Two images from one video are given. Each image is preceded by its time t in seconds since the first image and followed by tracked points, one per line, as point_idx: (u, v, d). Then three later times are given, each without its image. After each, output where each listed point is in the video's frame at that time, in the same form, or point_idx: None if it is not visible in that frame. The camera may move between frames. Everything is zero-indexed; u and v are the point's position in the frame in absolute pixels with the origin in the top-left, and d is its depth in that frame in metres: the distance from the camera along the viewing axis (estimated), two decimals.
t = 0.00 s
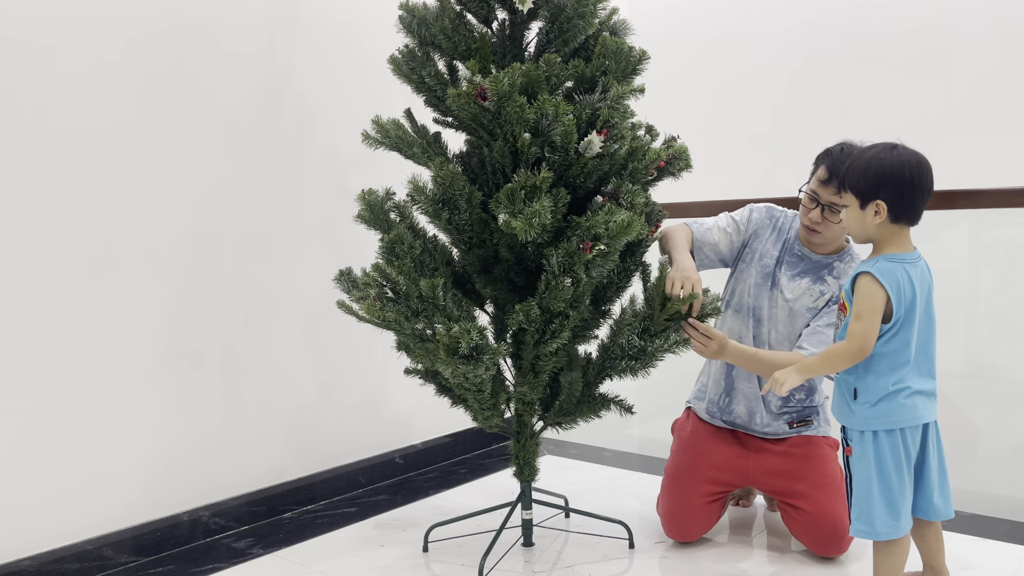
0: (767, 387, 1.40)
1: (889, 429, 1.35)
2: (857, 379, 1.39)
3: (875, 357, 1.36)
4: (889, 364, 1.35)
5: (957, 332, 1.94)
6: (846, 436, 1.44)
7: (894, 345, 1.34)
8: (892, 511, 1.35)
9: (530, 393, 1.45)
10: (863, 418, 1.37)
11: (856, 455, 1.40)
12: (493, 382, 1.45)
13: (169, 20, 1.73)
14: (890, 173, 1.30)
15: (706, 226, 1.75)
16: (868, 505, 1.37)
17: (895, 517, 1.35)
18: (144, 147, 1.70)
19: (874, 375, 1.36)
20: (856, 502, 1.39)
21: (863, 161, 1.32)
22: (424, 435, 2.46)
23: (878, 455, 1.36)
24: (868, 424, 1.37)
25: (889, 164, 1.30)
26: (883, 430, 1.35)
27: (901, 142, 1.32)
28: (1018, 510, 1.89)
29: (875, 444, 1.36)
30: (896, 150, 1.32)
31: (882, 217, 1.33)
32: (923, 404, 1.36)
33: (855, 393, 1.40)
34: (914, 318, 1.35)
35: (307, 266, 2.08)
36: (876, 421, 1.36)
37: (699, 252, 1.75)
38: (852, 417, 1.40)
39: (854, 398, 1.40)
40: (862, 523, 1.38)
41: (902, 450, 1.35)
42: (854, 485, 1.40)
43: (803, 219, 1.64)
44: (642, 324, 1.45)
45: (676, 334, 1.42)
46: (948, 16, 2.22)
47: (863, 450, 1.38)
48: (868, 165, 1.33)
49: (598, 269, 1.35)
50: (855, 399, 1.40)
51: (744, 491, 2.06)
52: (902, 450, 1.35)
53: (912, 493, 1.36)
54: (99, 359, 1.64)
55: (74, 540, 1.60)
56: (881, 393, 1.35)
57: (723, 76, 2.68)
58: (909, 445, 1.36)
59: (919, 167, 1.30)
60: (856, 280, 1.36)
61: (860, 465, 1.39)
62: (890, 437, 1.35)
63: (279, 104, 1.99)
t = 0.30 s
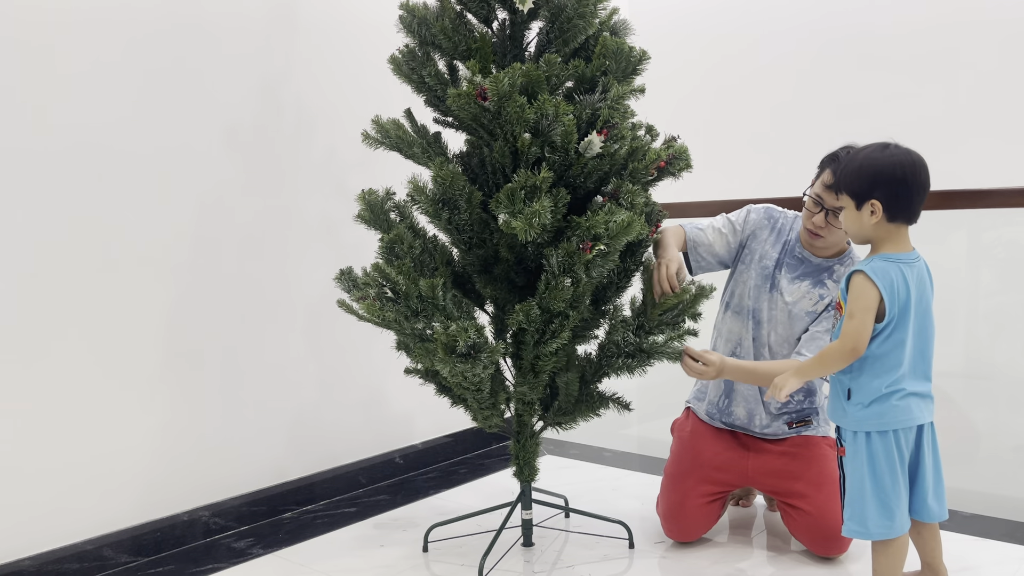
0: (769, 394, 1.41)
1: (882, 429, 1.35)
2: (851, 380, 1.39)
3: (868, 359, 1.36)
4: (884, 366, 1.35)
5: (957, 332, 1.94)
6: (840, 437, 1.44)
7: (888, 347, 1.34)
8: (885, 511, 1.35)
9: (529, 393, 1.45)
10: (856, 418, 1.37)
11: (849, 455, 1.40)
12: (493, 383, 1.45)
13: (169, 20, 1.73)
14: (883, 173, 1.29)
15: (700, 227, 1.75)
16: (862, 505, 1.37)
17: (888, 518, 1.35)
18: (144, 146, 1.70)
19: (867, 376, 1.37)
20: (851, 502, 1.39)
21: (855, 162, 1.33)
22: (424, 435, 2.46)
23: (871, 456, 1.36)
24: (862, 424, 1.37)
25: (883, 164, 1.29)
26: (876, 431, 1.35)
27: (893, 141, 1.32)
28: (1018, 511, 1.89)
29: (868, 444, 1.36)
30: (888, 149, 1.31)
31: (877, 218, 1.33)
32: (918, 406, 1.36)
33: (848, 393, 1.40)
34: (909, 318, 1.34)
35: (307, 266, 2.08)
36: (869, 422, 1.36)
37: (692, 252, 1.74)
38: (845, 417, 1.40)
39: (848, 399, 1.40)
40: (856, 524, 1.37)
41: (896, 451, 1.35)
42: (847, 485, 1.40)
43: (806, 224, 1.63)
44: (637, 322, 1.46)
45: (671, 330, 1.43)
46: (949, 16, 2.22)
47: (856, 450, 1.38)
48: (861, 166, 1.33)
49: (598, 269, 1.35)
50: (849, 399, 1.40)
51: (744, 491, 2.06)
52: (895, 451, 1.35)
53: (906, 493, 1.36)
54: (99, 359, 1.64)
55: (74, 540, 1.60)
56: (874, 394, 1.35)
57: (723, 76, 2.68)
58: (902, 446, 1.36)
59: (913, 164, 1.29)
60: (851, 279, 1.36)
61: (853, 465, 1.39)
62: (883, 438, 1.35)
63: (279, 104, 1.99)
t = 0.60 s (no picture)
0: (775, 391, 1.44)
1: (880, 430, 1.35)
2: (852, 380, 1.39)
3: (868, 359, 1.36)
4: (883, 367, 1.35)
5: (957, 332, 1.94)
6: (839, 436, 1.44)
7: (889, 347, 1.34)
8: (882, 512, 1.35)
9: (529, 393, 1.45)
10: (855, 418, 1.38)
11: (848, 455, 1.40)
12: (493, 382, 1.46)
13: (168, 20, 1.73)
14: (863, 179, 1.31)
15: (695, 228, 1.76)
16: (859, 505, 1.37)
17: (885, 518, 1.35)
18: (144, 146, 1.70)
19: (867, 376, 1.37)
20: (848, 502, 1.39)
21: (839, 173, 1.35)
22: (424, 436, 2.46)
23: (869, 456, 1.36)
24: (860, 424, 1.37)
25: (862, 170, 1.31)
26: (874, 431, 1.35)
27: (870, 146, 1.33)
28: (1018, 510, 1.89)
29: (866, 444, 1.37)
30: (867, 153, 1.32)
31: (873, 221, 1.33)
32: (917, 407, 1.35)
33: (849, 393, 1.40)
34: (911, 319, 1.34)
35: (307, 266, 2.08)
36: (868, 422, 1.36)
37: (688, 254, 1.75)
38: (844, 417, 1.41)
39: (848, 398, 1.40)
40: (853, 523, 1.38)
41: (894, 452, 1.35)
42: (845, 484, 1.41)
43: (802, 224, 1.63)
44: (636, 321, 1.46)
45: (671, 330, 1.42)
46: (948, 16, 2.22)
47: (854, 450, 1.38)
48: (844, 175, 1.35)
49: (598, 268, 1.35)
50: (849, 399, 1.40)
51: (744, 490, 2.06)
52: (894, 451, 1.35)
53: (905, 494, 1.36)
54: (99, 359, 1.64)
55: (74, 540, 1.60)
56: (874, 394, 1.35)
57: (722, 76, 2.68)
58: (901, 447, 1.36)
59: (893, 164, 1.30)
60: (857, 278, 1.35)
61: (851, 465, 1.39)
62: (881, 439, 1.35)
63: (279, 104, 1.99)
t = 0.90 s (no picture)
0: (782, 397, 1.43)
1: (880, 429, 1.35)
2: (852, 380, 1.39)
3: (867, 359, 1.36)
4: (882, 366, 1.35)
5: (958, 332, 1.94)
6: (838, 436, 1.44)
7: (888, 347, 1.34)
8: (882, 512, 1.35)
9: (529, 393, 1.45)
10: (855, 418, 1.38)
11: (847, 455, 1.40)
12: (493, 383, 1.45)
13: (169, 19, 1.73)
14: (858, 179, 1.31)
15: (691, 232, 1.78)
16: (859, 504, 1.37)
17: (885, 518, 1.35)
18: (144, 146, 1.70)
19: (868, 375, 1.37)
20: (848, 501, 1.39)
21: (835, 174, 1.35)
22: (424, 436, 2.46)
23: (869, 456, 1.36)
24: (860, 424, 1.37)
25: (856, 171, 1.31)
26: (874, 431, 1.35)
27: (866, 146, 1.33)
28: (1018, 511, 1.89)
29: (866, 444, 1.37)
30: (863, 153, 1.32)
31: (869, 222, 1.33)
32: (916, 407, 1.35)
33: (849, 393, 1.40)
34: (910, 318, 1.34)
35: (308, 266, 2.08)
36: (867, 422, 1.36)
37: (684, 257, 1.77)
38: (844, 416, 1.41)
39: (848, 398, 1.40)
40: (853, 523, 1.38)
41: (894, 452, 1.35)
42: (845, 484, 1.40)
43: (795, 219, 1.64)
44: (641, 328, 1.44)
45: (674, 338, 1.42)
46: (948, 16, 2.22)
47: (854, 450, 1.38)
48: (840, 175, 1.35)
49: (598, 269, 1.35)
50: (849, 399, 1.40)
51: (745, 491, 2.06)
52: (894, 451, 1.35)
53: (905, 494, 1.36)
54: (99, 359, 1.64)
55: (74, 540, 1.60)
56: (874, 394, 1.35)
57: (722, 76, 2.68)
58: (900, 447, 1.36)
59: (888, 164, 1.29)
60: (854, 278, 1.36)
61: (852, 465, 1.39)
62: (881, 438, 1.35)
63: (280, 105, 1.99)
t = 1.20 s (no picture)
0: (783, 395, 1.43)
1: (881, 429, 1.35)
2: (852, 380, 1.39)
3: (868, 359, 1.36)
4: (882, 366, 1.35)
5: (957, 332, 1.95)
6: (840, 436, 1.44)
7: (888, 346, 1.34)
8: (884, 511, 1.35)
9: (529, 393, 1.45)
10: (856, 418, 1.38)
11: (848, 455, 1.40)
12: (493, 383, 1.46)
13: (168, 20, 1.73)
14: (867, 176, 1.30)
15: (691, 233, 1.77)
16: (860, 504, 1.37)
17: (886, 518, 1.35)
18: (144, 146, 1.70)
19: (868, 375, 1.37)
20: (849, 501, 1.39)
21: (843, 168, 1.34)
22: (424, 436, 2.46)
23: (870, 456, 1.36)
24: (860, 424, 1.37)
25: (866, 167, 1.31)
26: (875, 431, 1.35)
27: (879, 145, 1.32)
28: (1018, 510, 1.89)
29: (867, 444, 1.37)
30: (875, 151, 1.32)
31: (872, 220, 1.33)
32: (917, 406, 1.35)
33: (850, 393, 1.40)
34: (910, 318, 1.34)
35: (307, 266, 2.08)
36: (868, 422, 1.36)
37: (685, 257, 1.76)
38: (844, 416, 1.41)
39: (849, 398, 1.40)
40: (854, 523, 1.38)
41: (894, 452, 1.35)
42: (846, 484, 1.40)
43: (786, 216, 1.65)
44: (645, 328, 1.43)
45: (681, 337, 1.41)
46: (947, 17, 2.22)
47: (855, 450, 1.38)
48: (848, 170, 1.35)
49: (598, 268, 1.35)
50: (850, 399, 1.39)
51: (744, 490, 2.06)
52: (894, 450, 1.35)
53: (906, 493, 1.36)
54: (98, 359, 1.64)
55: (74, 540, 1.60)
56: (875, 393, 1.35)
57: (722, 76, 2.68)
58: (901, 447, 1.36)
59: (899, 165, 1.29)
60: (853, 277, 1.36)
61: (853, 465, 1.39)
62: (882, 438, 1.35)
63: (280, 105, 1.99)
